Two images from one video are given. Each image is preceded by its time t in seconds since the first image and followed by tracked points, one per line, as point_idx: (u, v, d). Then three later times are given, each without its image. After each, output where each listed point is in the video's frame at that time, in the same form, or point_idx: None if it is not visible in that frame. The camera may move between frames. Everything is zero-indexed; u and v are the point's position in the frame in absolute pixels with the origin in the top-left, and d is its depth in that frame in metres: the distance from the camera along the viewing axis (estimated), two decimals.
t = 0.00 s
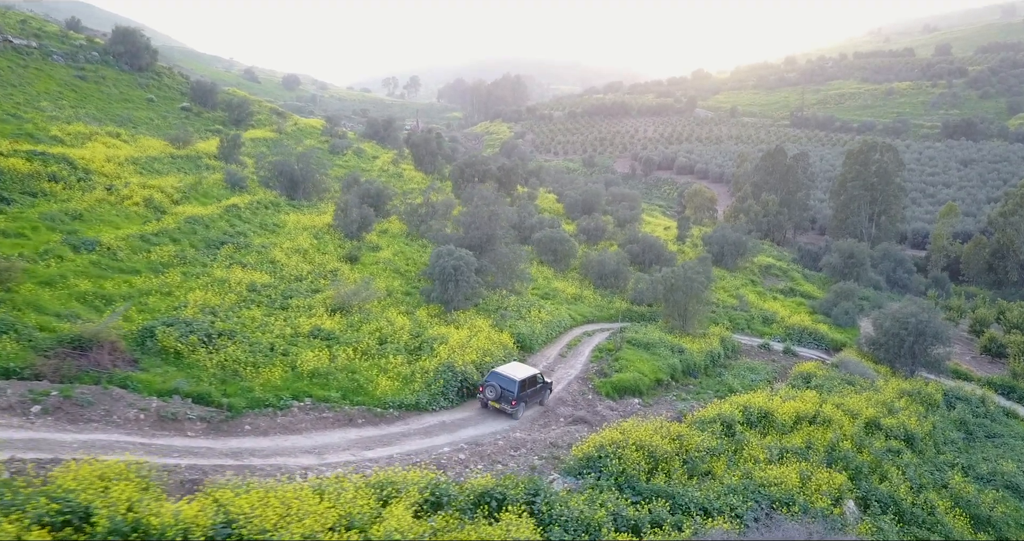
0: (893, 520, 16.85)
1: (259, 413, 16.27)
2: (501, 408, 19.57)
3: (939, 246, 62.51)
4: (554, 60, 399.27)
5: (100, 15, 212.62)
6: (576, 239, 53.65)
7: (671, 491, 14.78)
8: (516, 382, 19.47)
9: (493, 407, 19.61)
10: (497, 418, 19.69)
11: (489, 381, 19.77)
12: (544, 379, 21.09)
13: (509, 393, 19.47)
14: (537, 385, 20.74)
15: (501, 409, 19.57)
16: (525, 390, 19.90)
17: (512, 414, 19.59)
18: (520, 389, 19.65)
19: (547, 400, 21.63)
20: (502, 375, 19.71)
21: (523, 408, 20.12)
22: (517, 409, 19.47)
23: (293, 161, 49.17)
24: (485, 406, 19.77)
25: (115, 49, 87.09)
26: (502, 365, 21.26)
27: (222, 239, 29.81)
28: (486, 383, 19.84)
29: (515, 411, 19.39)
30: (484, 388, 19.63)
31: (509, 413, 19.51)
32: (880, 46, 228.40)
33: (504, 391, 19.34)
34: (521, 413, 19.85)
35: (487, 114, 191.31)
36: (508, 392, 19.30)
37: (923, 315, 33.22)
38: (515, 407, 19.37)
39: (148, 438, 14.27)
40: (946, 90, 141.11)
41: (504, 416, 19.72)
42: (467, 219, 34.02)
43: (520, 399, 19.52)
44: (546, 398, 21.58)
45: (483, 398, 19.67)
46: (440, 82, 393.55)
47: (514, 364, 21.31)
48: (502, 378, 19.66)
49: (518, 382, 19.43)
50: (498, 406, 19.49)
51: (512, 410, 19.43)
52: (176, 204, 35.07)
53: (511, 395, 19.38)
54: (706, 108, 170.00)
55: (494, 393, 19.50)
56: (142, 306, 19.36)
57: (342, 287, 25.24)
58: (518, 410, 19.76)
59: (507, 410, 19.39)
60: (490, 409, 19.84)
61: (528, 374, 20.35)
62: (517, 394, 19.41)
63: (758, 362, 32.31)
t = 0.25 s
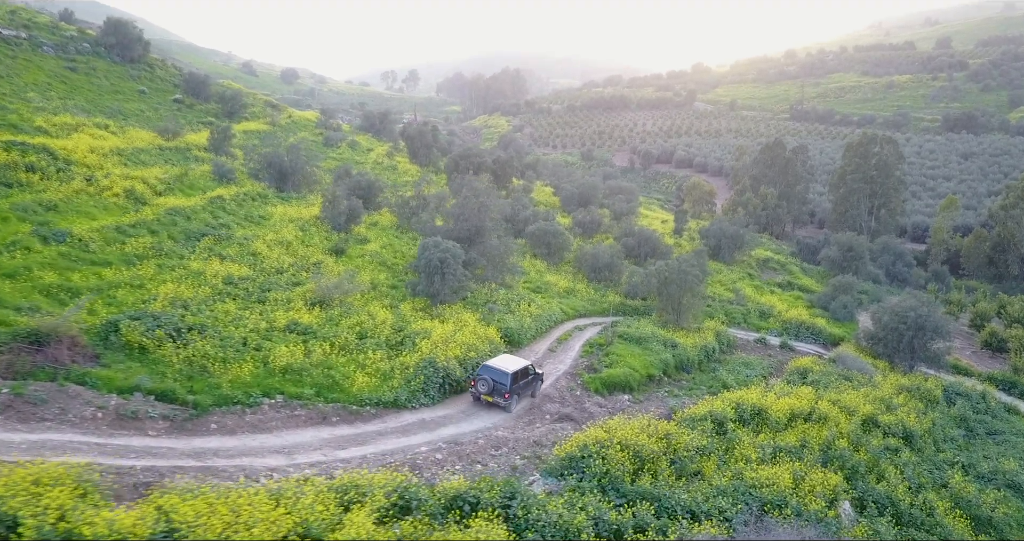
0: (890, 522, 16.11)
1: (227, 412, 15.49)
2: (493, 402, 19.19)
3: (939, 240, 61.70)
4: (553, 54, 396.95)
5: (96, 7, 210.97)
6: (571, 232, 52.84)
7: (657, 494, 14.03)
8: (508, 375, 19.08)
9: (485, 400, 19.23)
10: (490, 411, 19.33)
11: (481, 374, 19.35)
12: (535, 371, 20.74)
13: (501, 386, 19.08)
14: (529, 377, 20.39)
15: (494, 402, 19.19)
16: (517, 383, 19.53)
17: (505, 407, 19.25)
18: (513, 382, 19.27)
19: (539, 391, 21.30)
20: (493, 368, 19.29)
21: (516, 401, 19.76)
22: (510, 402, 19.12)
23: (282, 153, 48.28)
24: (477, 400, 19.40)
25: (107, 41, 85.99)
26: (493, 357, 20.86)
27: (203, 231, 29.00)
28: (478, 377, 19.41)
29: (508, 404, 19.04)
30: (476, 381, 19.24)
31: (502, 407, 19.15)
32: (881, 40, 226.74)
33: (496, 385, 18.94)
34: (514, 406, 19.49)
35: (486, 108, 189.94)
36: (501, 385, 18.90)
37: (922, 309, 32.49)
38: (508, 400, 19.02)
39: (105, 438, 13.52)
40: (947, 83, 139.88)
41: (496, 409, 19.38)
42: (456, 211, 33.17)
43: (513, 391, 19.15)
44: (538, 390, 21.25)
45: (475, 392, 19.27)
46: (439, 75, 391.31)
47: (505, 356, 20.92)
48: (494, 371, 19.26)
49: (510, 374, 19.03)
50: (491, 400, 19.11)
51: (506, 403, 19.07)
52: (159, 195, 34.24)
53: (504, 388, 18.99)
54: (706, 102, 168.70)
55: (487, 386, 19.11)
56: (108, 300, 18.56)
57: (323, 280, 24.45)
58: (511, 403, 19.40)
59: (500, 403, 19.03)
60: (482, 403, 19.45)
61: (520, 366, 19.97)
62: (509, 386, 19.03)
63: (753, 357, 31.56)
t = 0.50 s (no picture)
0: (888, 524, 15.45)
1: (195, 410, 14.82)
2: (485, 395, 18.92)
3: (939, 234, 60.96)
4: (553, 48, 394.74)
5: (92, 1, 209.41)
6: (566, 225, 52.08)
7: (643, 496, 13.35)
8: (501, 367, 18.83)
9: (477, 393, 18.98)
10: (482, 404, 19.07)
11: (473, 367, 19.07)
12: (527, 362, 20.49)
13: (493, 379, 18.82)
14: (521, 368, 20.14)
15: (485, 395, 18.93)
16: (509, 375, 19.27)
17: (497, 400, 19.03)
18: (505, 374, 19.03)
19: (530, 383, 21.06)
20: (485, 360, 18.99)
21: (508, 393, 19.52)
22: (502, 395, 18.91)
23: (272, 145, 47.43)
24: (469, 392, 19.13)
25: (99, 33, 84.97)
26: (485, 349, 20.56)
27: (185, 223, 28.26)
28: (469, 369, 19.11)
29: (500, 397, 18.80)
30: (468, 374, 18.96)
31: (494, 400, 18.91)
32: (882, 34, 225.20)
33: (489, 378, 18.67)
34: (506, 399, 19.26)
35: (484, 102, 188.71)
36: (493, 378, 18.65)
37: (921, 303, 31.77)
38: (500, 393, 18.78)
39: (63, 438, 12.85)
40: (948, 77, 138.83)
41: (488, 402, 19.12)
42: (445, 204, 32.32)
43: (505, 384, 18.92)
44: (529, 382, 21.02)
45: (468, 385, 19.01)
46: (438, 70, 389.14)
47: (496, 347, 20.62)
48: (486, 363, 18.97)
49: (502, 367, 18.79)
50: (483, 393, 18.85)
51: (498, 397, 18.83)
52: (142, 187, 33.45)
53: (496, 381, 18.73)
54: (705, 96, 167.54)
55: (479, 379, 18.85)
56: (77, 293, 17.88)
57: (305, 273, 23.73)
58: (503, 395, 19.16)
59: (492, 397, 18.79)
60: (473, 396, 19.18)
61: (512, 358, 19.69)
62: (502, 379, 18.80)
63: (750, 352, 30.89)
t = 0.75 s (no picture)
0: (885, 529, 14.69)
1: (154, 409, 14.05)
2: (476, 389, 18.64)
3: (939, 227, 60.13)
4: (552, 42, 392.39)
5: None
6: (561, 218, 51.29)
7: (626, 500, 12.58)
8: (491, 361, 18.54)
9: (467, 387, 18.66)
10: (473, 399, 18.81)
11: (463, 360, 18.75)
12: (517, 355, 20.20)
13: (484, 373, 18.52)
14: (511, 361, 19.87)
15: (476, 389, 18.65)
16: (500, 368, 18.99)
17: (487, 394, 18.72)
18: (496, 368, 18.75)
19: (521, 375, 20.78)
20: (476, 353, 18.69)
21: (499, 387, 19.25)
22: (492, 389, 18.63)
23: (260, 136, 46.49)
24: (459, 387, 18.81)
25: (90, 24, 83.82)
26: (476, 342, 20.24)
27: (163, 214, 27.42)
28: (459, 363, 18.80)
29: (491, 391, 18.52)
30: (458, 368, 18.63)
31: (484, 394, 18.63)
32: (883, 27, 223.29)
33: (479, 372, 18.37)
34: (497, 392, 18.98)
35: (482, 95, 187.22)
36: (484, 372, 18.36)
37: (921, 297, 31.03)
38: (490, 387, 18.50)
39: (5, 440, 12.07)
40: (949, 70, 137.55)
41: (478, 396, 18.82)
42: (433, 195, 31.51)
43: (495, 378, 18.65)
44: (520, 374, 20.73)
45: (457, 379, 18.69)
46: (438, 63, 386.54)
47: (486, 340, 20.32)
48: (476, 357, 18.66)
49: (493, 360, 18.51)
50: (473, 387, 18.54)
51: (488, 390, 18.55)
52: (122, 178, 32.61)
53: (487, 375, 18.45)
54: (704, 89, 166.20)
55: (468, 373, 18.54)
56: (37, 286, 17.07)
57: (283, 266, 22.92)
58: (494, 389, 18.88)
59: (482, 391, 18.49)
60: (463, 390, 18.87)
61: (503, 351, 19.41)
62: (492, 373, 18.51)
63: (745, 347, 30.14)
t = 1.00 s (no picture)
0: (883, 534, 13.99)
1: (114, 409, 13.33)
2: (467, 382, 18.35)
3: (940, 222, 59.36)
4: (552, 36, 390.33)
5: None
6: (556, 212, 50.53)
7: (609, 505, 11.89)
8: (482, 353, 18.33)
9: (458, 381, 18.35)
10: (464, 392, 18.49)
11: (453, 353, 18.48)
12: (509, 348, 19.96)
13: (475, 365, 18.27)
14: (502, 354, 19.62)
15: (466, 382, 18.35)
16: (491, 361, 18.73)
17: (478, 387, 18.42)
18: (487, 360, 18.50)
19: (512, 370, 20.49)
20: (466, 345, 18.46)
21: (490, 380, 18.96)
22: (483, 382, 18.34)
23: (249, 128, 45.58)
24: (449, 380, 18.52)
25: (82, 16, 82.69)
26: (466, 336, 19.99)
27: (142, 207, 26.62)
28: (449, 356, 18.52)
29: (482, 384, 18.24)
30: (448, 361, 18.36)
31: (475, 387, 18.35)
32: (884, 21, 221.68)
33: (470, 364, 18.12)
34: (488, 386, 18.69)
35: (481, 90, 185.87)
36: (474, 364, 18.11)
37: (921, 292, 30.31)
38: (481, 380, 18.22)
39: None
40: (949, 64, 136.48)
41: (469, 389, 18.51)
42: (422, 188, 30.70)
43: (486, 370, 18.39)
44: (511, 369, 20.45)
45: (447, 372, 18.39)
46: (437, 58, 384.51)
47: (477, 333, 20.08)
48: (467, 349, 18.42)
49: (484, 352, 18.30)
50: (463, 380, 18.25)
51: (479, 383, 18.25)
52: (103, 170, 31.79)
53: (478, 367, 18.20)
54: (704, 84, 165.04)
55: (459, 366, 18.25)
56: None
57: (262, 260, 22.16)
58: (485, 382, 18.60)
59: (473, 384, 18.20)
60: (453, 383, 18.57)
61: (494, 343, 19.18)
62: (483, 365, 18.27)
63: (740, 343, 29.44)
